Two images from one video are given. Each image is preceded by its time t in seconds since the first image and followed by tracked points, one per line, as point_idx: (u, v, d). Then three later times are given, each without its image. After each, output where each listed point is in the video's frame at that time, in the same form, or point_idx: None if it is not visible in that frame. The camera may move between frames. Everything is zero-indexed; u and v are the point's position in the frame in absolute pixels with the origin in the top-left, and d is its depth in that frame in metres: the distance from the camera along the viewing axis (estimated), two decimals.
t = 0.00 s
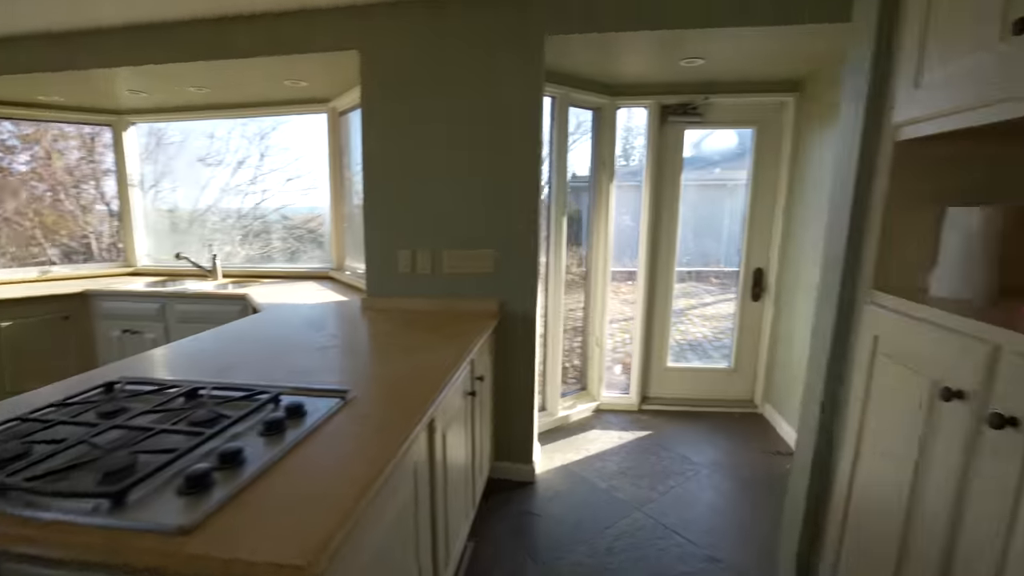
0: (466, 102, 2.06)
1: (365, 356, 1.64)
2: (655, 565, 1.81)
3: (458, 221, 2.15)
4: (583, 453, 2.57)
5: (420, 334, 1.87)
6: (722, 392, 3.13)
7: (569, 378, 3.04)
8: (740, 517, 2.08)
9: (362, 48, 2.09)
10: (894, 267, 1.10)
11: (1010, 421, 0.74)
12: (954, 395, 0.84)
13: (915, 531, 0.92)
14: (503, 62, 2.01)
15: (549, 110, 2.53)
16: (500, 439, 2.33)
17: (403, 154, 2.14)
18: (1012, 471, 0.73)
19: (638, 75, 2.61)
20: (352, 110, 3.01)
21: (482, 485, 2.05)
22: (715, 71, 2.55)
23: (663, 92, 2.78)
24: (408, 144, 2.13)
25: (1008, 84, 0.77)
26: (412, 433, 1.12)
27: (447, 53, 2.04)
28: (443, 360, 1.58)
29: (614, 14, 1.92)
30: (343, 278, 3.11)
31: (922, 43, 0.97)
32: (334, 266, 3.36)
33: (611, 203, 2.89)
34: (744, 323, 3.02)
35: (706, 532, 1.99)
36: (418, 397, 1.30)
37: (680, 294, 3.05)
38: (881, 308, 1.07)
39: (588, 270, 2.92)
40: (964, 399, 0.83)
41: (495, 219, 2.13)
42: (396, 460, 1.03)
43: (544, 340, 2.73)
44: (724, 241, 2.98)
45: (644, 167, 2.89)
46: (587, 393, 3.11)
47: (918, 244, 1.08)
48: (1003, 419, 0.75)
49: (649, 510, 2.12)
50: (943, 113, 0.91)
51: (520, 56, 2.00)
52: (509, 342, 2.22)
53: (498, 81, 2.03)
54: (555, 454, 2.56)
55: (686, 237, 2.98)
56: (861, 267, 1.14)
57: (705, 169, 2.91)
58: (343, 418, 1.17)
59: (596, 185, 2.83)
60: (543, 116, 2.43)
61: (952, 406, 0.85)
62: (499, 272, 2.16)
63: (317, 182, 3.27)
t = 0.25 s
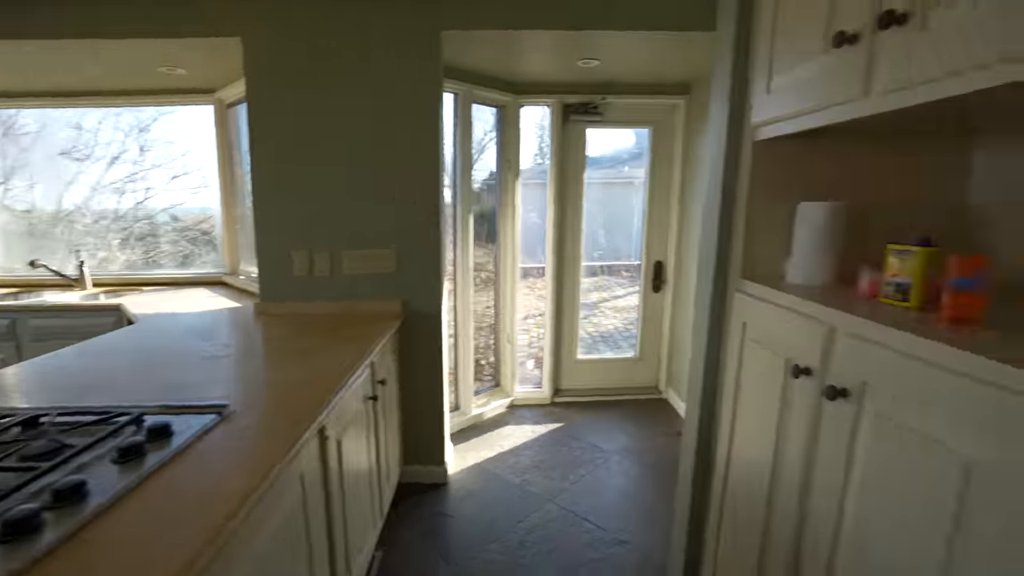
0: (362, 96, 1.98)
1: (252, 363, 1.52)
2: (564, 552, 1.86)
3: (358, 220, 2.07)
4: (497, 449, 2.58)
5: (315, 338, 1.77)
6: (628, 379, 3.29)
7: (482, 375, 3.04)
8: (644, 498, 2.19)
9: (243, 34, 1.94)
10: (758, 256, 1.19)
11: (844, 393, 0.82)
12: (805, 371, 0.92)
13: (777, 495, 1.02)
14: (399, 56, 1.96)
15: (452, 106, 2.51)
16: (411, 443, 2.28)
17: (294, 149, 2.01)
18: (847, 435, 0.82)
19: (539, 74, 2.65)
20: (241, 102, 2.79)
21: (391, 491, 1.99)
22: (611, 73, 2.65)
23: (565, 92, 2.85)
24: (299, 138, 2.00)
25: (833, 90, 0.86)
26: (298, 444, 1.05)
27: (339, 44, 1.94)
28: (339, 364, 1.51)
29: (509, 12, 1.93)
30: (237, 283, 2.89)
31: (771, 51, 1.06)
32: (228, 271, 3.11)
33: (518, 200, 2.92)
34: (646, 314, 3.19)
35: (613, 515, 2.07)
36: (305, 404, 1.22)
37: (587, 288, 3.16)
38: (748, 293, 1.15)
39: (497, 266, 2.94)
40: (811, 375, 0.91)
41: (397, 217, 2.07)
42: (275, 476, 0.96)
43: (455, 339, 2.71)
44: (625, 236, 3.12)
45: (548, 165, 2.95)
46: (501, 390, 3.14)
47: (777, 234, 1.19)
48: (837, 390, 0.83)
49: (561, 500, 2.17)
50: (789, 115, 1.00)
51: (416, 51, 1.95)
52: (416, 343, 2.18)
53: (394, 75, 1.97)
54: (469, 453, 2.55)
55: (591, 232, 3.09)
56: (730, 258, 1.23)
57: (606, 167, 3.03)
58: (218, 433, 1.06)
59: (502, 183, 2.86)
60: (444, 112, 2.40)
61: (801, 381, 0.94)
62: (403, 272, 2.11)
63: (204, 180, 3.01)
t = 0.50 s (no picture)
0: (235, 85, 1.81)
1: (105, 384, 1.33)
2: (470, 554, 1.85)
3: (236, 222, 1.90)
4: (402, 455, 2.52)
5: (186, 353, 1.60)
6: (534, 375, 3.36)
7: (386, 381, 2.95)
8: (549, 490, 2.25)
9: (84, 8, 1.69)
10: (638, 252, 1.26)
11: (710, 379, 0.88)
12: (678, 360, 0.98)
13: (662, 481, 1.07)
14: (276, 44, 1.81)
15: (342, 102, 2.39)
16: (307, 457, 2.14)
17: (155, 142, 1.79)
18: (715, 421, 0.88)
19: (434, 71, 2.60)
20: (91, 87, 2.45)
21: (284, 512, 1.86)
22: (505, 73, 2.68)
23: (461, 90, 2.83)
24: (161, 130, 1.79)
25: (689, 98, 0.92)
26: (158, 474, 0.93)
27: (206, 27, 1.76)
28: (212, 380, 1.37)
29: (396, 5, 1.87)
30: (94, 294, 2.53)
31: (641, 57, 1.11)
32: (83, 281, 2.72)
33: (415, 200, 2.87)
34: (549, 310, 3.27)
35: (519, 511, 2.10)
36: (169, 427, 1.08)
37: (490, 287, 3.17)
38: (630, 289, 1.21)
39: (396, 266, 2.87)
40: (682, 364, 0.97)
41: (281, 218, 1.92)
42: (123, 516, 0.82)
43: (354, 345, 2.59)
44: (526, 235, 3.17)
45: (446, 164, 2.91)
46: (405, 394, 3.06)
47: (654, 232, 1.26)
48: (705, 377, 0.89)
49: (467, 501, 2.15)
50: (658, 118, 1.05)
51: (296, 39, 1.82)
52: (309, 352, 2.05)
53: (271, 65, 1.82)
54: (372, 462, 2.46)
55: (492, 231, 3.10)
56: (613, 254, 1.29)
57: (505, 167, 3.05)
58: (52, 473, 0.89)
59: (399, 183, 2.79)
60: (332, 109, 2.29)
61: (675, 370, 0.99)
62: (290, 276, 1.97)
63: (48, 176, 2.59)
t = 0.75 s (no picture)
0: (70, 77, 1.55)
1: None
2: None
3: (79, 236, 1.63)
4: (296, 482, 2.34)
5: (13, 393, 1.33)
6: (436, 382, 3.32)
7: (276, 402, 2.72)
8: (454, 499, 2.23)
9: None
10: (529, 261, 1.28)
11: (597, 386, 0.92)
12: (568, 368, 1.01)
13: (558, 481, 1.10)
14: (123, 32, 1.58)
15: (211, 99, 2.15)
16: (183, 497, 1.91)
17: None
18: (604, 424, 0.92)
19: (316, 70, 2.45)
20: None
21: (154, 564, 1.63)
22: (394, 76, 2.60)
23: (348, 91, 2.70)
24: None
25: (568, 113, 0.95)
26: None
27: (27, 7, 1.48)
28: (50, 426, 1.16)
29: None
30: None
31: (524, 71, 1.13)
32: None
33: (302, 206, 2.68)
34: (449, 316, 3.24)
35: (425, 525, 2.05)
36: None
37: (388, 295, 3.07)
38: (523, 299, 1.23)
39: (283, 276, 2.66)
40: (572, 373, 1.00)
41: (139, 231, 1.69)
42: None
43: (236, 366, 2.36)
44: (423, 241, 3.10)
45: (335, 168, 2.77)
46: (299, 414, 2.86)
47: (543, 241, 1.29)
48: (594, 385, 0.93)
49: (370, 523, 2.06)
50: (540, 132, 1.07)
51: (147, 28, 1.60)
52: (180, 380, 1.82)
53: (118, 56, 1.59)
54: (263, 492, 2.26)
55: (387, 238, 3.00)
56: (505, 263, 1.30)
57: (398, 171, 2.97)
58: None
59: (282, 187, 2.58)
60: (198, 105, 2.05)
61: (565, 378, 1.03)
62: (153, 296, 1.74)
63: None
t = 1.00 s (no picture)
0: None
1: None
2: None
3: None
4: (153, 542, 2.02)
5: None
6: (321, 408, 3.09)
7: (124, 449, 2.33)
8: (345, 535, 2.08)
9: None
10: (413, 285, 1.23)
11: (485, 417, 0.90)
12: (456, 399, 0.98)
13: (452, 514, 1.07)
14: None
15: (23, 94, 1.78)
16: None
17: None
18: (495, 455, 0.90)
19: (163, 69, 2.16)
20: None
21: None
22: (260, 80, 2.38)
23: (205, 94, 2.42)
24: None
25: (447, 137, 0.92)
26: None
27: None
28: None
29: None
30: None
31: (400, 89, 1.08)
32: None
33: (151, 220, 2.34)
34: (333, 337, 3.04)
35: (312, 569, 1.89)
36: None
37: (261, 318, 2.79)
38: (407, 327, 1.18)
39: (128, 301, 2.29)
40: (461, 404, 0.97)
41: None
42: None
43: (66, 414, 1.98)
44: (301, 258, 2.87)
45: (192, 177, 2.46)
46: (154, 459, 2.48)
47: (427, 264, 1.25)
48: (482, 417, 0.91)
49: None
50: (418, 153, 1.04)
51: None
52: None
53: None
54: (108, 561, 1.92)
55: (259, 255, 2.73)
56: (388, 288, 1.24)
57: (269, 182, 2.71)
58: None
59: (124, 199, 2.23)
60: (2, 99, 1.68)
61: (453, 409, 1.00)
62: None
63: None
